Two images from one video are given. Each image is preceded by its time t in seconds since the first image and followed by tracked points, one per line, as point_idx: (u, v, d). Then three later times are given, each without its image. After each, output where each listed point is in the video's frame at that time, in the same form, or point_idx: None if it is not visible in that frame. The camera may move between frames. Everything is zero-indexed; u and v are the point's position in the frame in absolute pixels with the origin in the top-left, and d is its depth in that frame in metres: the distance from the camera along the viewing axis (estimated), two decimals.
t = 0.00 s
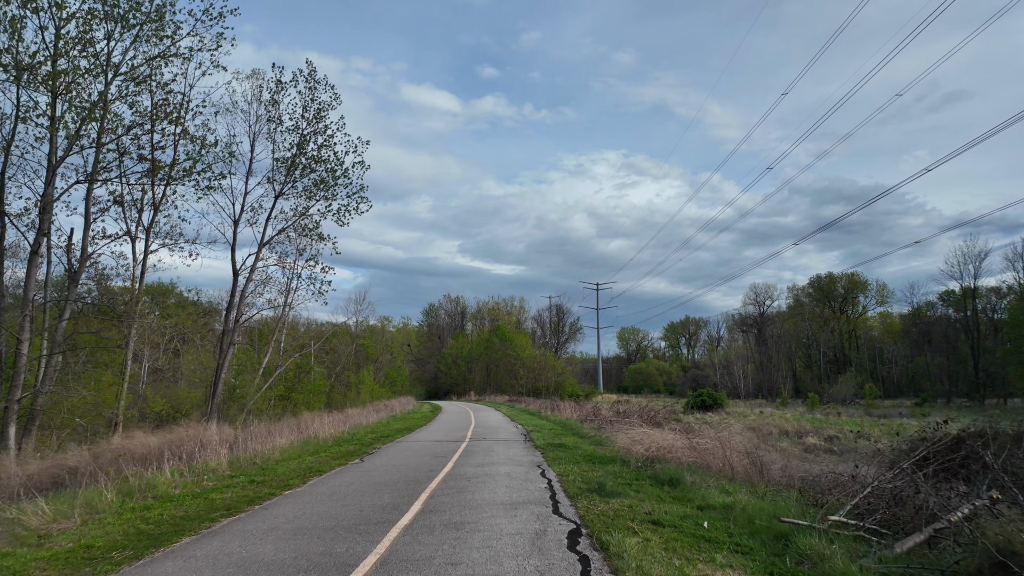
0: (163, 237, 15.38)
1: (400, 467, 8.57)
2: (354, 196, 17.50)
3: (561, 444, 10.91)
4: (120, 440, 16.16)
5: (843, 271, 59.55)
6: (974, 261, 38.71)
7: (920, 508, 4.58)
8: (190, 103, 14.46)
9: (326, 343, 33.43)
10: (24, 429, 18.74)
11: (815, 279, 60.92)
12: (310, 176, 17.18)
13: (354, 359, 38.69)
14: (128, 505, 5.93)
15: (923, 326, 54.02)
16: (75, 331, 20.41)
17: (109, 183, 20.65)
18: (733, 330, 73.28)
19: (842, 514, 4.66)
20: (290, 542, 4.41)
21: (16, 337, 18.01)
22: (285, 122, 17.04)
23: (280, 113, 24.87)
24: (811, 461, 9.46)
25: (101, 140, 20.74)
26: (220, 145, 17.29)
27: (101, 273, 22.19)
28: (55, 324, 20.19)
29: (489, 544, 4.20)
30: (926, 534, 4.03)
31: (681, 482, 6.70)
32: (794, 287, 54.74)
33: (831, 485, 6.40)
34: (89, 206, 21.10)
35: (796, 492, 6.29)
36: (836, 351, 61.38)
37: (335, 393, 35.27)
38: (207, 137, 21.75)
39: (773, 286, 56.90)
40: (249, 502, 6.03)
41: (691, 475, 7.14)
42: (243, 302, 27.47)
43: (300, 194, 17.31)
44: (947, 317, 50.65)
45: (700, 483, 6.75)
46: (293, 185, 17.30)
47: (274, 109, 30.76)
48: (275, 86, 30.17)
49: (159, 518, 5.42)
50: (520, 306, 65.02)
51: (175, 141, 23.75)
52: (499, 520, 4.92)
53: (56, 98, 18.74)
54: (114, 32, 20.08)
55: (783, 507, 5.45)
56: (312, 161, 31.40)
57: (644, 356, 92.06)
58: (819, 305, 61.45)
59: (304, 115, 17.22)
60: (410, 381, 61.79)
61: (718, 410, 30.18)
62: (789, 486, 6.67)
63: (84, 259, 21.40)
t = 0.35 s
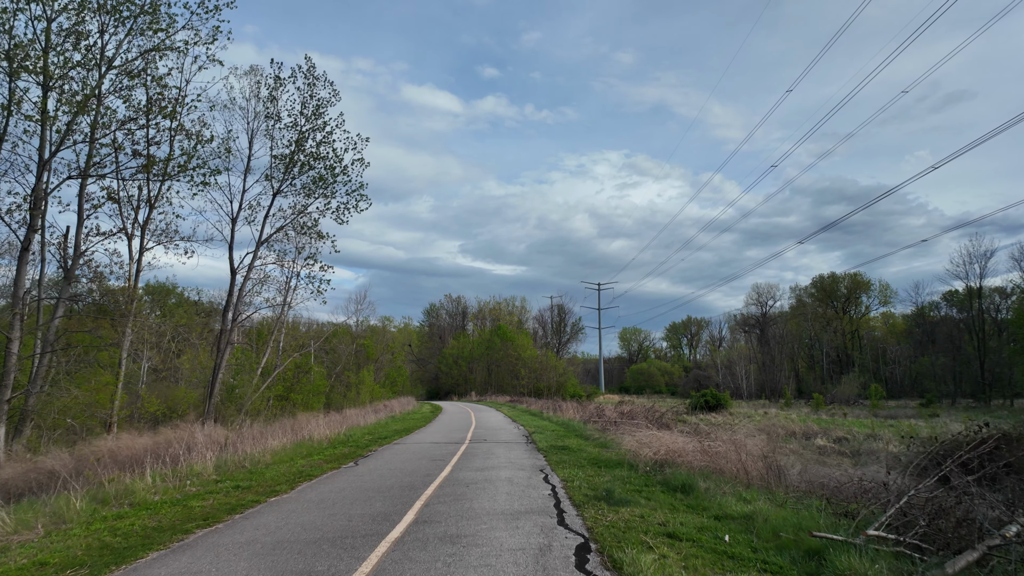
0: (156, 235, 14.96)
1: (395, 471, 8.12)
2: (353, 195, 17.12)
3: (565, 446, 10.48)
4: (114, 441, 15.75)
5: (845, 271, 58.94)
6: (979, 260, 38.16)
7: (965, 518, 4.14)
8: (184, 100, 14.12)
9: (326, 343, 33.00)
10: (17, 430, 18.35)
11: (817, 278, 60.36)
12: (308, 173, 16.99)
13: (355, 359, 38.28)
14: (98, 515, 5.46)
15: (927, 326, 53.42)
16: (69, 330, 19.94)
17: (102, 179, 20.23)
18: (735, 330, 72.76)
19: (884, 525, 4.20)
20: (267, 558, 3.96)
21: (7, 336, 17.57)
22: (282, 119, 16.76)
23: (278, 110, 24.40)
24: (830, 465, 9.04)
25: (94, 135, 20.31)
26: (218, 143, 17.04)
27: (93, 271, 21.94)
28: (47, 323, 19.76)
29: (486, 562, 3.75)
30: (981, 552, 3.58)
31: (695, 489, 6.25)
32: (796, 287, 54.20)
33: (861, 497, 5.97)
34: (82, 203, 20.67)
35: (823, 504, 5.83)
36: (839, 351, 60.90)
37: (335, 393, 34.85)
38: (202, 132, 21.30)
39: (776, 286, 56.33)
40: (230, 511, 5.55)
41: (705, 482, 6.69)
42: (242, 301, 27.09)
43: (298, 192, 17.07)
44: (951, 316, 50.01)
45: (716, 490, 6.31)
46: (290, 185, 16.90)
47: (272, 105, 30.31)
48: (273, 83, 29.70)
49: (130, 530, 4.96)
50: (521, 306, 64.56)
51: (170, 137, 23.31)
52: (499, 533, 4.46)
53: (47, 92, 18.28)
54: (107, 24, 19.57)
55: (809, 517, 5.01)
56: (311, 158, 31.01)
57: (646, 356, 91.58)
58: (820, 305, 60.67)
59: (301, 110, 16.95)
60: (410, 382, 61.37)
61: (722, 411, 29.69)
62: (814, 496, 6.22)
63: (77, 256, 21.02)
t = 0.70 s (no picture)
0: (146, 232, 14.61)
1: (387, 474, 7.71)
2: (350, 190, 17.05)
3: (565, 448, 10.06)
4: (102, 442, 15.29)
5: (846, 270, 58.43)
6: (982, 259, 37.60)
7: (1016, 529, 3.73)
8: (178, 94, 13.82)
9: (324, 342, 32.52)
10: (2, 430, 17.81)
11: (818, 278, 59.85)
12: (304, 169, 16.74)
13: (354, 359, 37.86)
14: (58, 524, 5.03)
15: (927, 327, 52.90)
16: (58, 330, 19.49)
17: (92, 175, 19.77)
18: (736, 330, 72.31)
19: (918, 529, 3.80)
20: (236, 573, 3.55)
21: None
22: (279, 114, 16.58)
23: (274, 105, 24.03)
24: (844, 466, 8.66)
25: (84, 130, 19.85)
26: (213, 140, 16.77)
27: (83, 268, 21.37)
28: (34, 322, 19.24)
29: None
30: None
31: (706, 494, 5.85)
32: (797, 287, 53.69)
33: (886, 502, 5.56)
34: (71, 200, 20.22)
35: (844, 511, 5.41)
36: (840, 351, 60.36)
37: (332, 393, 34.43)
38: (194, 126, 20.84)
39: (777, 285, 55.85)
40: (202, 519, 5.12)
41: (717, 485, 6.27)
42: (238, 299, 26.57)
43: (294, 189, 16.86)
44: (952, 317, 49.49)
45: (728, 495, 5.91)
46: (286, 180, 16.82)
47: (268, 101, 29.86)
48: (270, 78, 29.27)
49: (84, 540, 4.51)
50: (521, 306, 64.14)
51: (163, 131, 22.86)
52: (494, 545, 4.05)
53: (34, 85, 17.78)
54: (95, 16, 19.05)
55: (833, 526, 4.60)
56: (307, 155, 30.63)
57: (646, 356, 91.16)
58: (821, 305, 60.19)
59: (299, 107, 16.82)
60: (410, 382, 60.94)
61: (724, 411, 29.23)
62: (833, 501, 5.81)
63: (67, 253, 20.61)
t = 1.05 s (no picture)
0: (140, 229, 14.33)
1: (380, 482, 7.26)
2: (348, 188, 17.17)
3: (569, 452, 9.59)
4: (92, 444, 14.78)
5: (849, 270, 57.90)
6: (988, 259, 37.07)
7: None
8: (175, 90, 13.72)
9: (322, 342, 32.05)
10: None
11: (821, 278, 59.32)
12: (302, 166, 16.90)
13: (354, 359, 37.38)
14: (12, 542, 4.54)
15: (929, 327, 52.21)
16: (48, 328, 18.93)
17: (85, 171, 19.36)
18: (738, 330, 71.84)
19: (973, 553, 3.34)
20: None
21: None
22: (276, 111, 16.73)
23: (271, 101, 23.58)
24: (866, 473, 8.18)
25: (76, 125, 19.40)
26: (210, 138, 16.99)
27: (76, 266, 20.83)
28: (24, 322, 18.67)
29: None
30: None
31: (725, 508, 5.38)
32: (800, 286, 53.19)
33: (923, 520, 5.08)
34: (64, 196, 19.81)
35: (878, 529, 4.94)
36: (842, 350, 60.02)
37: (331, 393, 33.93)
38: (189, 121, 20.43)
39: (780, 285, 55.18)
40: (171, 537, 4.61)
41: (736, 497, 5.80)
42: (237, 297, 26.05)
43: (293, 186, 17.04)
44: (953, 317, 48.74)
45: (749, 508, 5.44)
46: (285, 178, 16.99)
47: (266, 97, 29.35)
48: (267, 74, 28.77)
49: (39, 561, 4.06)
50: (522, 305, 63.65)
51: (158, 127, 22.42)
52: (496, 571, 3.59)
53: (24, 79, 17.31)
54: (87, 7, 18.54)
55: (874, 549, 4.13)
56: (305, 152, 30.28)
57: (647, 356, 90.65)
58: (824, 305, 59.67)
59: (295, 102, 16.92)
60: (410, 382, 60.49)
61: (728, 412, 28.70)
62: (863, 516, 5.33)
63: (59, 251, 20.19)
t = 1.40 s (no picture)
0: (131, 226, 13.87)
1: (374, 490, 6.81)
2: (348, 186, 16.44)
3: (574, 457, 9.13)
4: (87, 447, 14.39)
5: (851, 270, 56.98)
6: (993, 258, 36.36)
7: None
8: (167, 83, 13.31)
9: (321, 342, 31.55)
10: None
11: (823, 278, 58.54)
12: (300, 163, 16.20)
13: (354, 359, 36.87)
14: None
15: (933, 328, 51.52)
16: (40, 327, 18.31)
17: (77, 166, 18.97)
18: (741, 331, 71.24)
19: None
20: None
21: None
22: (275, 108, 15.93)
23: (268, 97, 23.20)
24: (889, 479, 7.71)
25: (68, 119, 19.00)
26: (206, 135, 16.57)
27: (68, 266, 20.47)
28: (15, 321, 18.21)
29: None
30: None
31: (747, 521, 4.92)
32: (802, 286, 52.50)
33: (966, 538, 4.60)
34: (55, 192, 19.36)
35: (918, 546, 4.47)
36: (845, 351, 58.95)
37: (331, 394, 33.45)
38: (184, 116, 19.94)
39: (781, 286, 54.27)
40: (137, 555, 4.17)
41: (758, 508, 5.33)
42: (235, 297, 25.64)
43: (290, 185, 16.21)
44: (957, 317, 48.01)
45: (772, 521, 4.98)
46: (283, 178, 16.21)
47: (263, 94, 28.94)
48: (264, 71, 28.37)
49: None
50: (523, 306, 63.13)
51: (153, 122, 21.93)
52: None
53: (12, 72, 16.92)
54: None
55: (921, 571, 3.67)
56: (302, 149, 29.84)
57: (649, 356, 90.09)
58: (826, 305, 58.77)
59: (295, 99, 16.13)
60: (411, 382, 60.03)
61: (732, 414, 28.16)
62: (898, 530, 4.87)
63: (51, 249, 19.75)
